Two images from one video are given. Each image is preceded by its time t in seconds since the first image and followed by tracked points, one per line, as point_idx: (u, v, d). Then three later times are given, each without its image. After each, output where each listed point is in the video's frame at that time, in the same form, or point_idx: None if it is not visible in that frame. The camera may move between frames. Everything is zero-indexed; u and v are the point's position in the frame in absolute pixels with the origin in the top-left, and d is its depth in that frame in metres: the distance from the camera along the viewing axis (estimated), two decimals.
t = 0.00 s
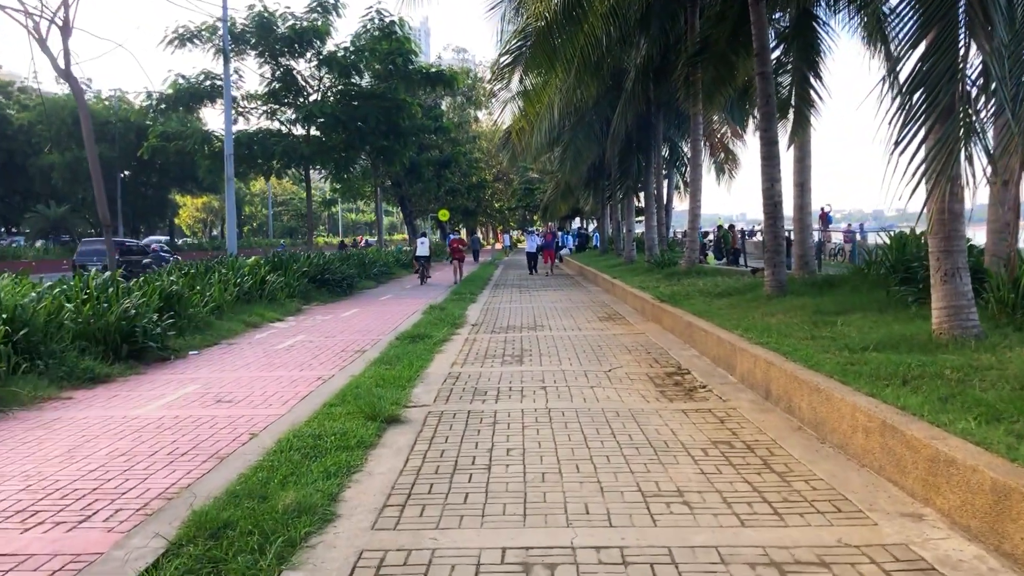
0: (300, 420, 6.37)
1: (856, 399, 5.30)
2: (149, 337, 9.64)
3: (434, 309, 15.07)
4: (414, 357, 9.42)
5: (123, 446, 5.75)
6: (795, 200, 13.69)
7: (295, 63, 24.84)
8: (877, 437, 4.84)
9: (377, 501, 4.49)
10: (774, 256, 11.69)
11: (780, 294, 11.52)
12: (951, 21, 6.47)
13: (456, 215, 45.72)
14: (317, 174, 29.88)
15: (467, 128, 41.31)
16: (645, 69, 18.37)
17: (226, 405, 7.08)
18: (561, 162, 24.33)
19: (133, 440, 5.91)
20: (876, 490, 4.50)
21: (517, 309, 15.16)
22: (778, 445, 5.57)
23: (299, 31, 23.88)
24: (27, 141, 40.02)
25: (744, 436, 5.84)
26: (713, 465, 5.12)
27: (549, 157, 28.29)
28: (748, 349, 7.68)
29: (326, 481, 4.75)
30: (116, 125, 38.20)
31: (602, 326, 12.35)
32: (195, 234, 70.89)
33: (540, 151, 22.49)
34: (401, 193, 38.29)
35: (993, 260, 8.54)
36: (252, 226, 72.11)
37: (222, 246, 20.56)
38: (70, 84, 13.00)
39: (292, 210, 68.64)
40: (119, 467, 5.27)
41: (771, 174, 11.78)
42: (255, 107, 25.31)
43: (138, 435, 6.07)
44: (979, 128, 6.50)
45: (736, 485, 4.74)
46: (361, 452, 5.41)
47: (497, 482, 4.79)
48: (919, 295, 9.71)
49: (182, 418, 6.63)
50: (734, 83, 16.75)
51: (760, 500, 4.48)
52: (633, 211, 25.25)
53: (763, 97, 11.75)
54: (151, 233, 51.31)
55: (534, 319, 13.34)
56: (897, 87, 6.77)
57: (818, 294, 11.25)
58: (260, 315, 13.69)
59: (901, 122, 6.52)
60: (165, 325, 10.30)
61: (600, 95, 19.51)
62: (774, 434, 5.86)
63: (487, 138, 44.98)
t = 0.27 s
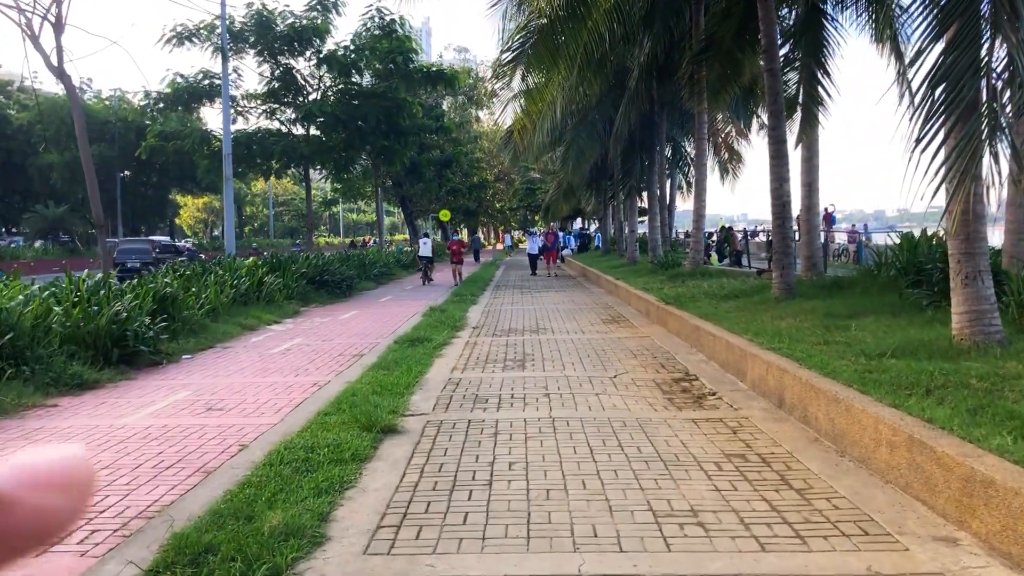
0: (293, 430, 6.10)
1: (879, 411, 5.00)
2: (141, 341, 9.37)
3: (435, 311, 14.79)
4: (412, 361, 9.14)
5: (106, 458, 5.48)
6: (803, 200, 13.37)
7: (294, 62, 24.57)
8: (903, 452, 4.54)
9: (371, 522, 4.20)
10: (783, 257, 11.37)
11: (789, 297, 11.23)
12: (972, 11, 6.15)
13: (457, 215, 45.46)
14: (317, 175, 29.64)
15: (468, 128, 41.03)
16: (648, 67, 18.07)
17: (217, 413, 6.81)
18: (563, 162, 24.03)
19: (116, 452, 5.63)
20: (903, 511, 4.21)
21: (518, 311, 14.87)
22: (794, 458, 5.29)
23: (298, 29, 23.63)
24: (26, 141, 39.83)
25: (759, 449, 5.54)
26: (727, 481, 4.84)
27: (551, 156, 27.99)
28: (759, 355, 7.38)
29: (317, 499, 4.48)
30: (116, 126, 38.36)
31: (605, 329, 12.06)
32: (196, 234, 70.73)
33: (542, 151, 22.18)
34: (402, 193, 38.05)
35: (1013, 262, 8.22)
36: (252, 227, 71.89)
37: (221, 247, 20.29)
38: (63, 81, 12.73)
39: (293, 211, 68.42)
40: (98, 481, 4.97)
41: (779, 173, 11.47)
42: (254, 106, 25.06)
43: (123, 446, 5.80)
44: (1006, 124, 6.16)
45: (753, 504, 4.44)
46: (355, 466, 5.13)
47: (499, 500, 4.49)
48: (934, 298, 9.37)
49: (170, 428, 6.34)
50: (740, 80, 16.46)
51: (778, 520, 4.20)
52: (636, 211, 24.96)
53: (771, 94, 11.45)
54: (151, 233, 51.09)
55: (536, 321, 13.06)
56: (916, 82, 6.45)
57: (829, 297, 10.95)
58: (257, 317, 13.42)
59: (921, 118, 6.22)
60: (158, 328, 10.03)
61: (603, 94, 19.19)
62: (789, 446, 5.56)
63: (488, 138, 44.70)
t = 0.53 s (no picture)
0: (279, 438, 5.79)
1: (901, 419, 4.69)
2: (128, 342, 9.07)
3: (433, 310, 14.48)
4: (408, 364, 8.82)
5: (79, 468, 5.17)
6: (810, 197, 13.04)
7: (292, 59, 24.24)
8: (928, 464, 4.23)
9: (356, 539, 3.91)
10: (791, 256, 11.03)
11: (797, 297, 10.89)
12: None
13: (458, 214, 45.15)
14: (316, 173, 29.33)
15: (469, 126, 40.71)
16: (651, 63, 17.74)
17: (201, 419, 6.50)
18: (564, 160, 23.70)
19: (92, 461, 5.33)
20: (931, 529, 3.89)
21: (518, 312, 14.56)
22: (809, 469, 4.97)
23: (295, 25, 23.28)
24: (24, 140, 39.59)
25: (771, 458, 5.24)
26: (738, 495, 4.53)
27: (552, 154, 27.66)
28: (768, 358, 7.05)
29: (299, 514, 4.18)
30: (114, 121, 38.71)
31: (607, 330, 11.75)
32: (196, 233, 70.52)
33: (543, 148, 21.85)
34: (402, 192, 37.76)
35: None
36: (253, 226, 71.60)
37: (217, 247, 19.99)
38: (52, 76, 12.44)
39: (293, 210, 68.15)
40: (69, 493, 4.67)
41: (787, 169, 11.13)
42: (251, 104, 24.76)
43: (99, 454, 5.50)
44: None
45: (767, 519, 4.14)
46: (342, 477, 4.83)
47: (494, 515, 4.20)
48: (949, 298, 9.03)
49: (151, 434, 6.04)
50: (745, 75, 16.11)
51: (795, 538, 3.90)
52: (638, 210, 24.63)
53: (779, 88, 11.11)
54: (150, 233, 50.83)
55: (536, 322, 12.74)
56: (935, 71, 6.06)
57: (839, 297, 10.61)
58: (251, 317, 13.11)
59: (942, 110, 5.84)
60: (146, 329, 9.73)
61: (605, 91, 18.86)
62: (802, 456, 5.25)
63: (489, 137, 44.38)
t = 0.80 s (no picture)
0: (267, 453, 5.50)
1: (927, 438, 4.38)
2: (117, 348, 8.79)
3: (432, 313, 14.19)
4: (405, 371, 8.52)
5: (54, 487, 4.88)
6: (818, 199, 12.71)
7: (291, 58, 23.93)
8: (960, 489, 3.92)
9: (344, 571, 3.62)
10: (800, 259, 10.71)
11: (806, 302, 10.57)
12: None
13: (459, 215, 44.85)
14: (316, 173, 29.04)
15: (470, 126, 40.39)
16: (655, 61, 17.43)
17: (187, 432, 6.21)
18: (566, 160, 23.39)
19: (68, 479, 5.04)
20: (965, 561, 3.59)
21: (519, 314, 14.25)
22: (830, 489, 4.66)
23: (294, 23, 22.95)
24: (25, 139, 39.35)
25: (787, 477, 4.93)
26: (754, 519, 4.24)
27: (554, 154, 27.33)
28: (780, 367, 6.74)
29: (282, 541, 3.89)
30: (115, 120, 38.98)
31: (611, 335, 11.44)
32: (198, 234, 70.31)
33: (544, 148, 21.53)
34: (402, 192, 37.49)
35: None
36: (254, 227, 71.37)
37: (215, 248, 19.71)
38: (43, 75, 12.16)
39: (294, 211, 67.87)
40: (40, 516, 4.39)
41: (796, 170, 10.79)
42: (250, 104, 24.48)
43: (77, 471, 5.21)
44: None
45: (786, 548, 3.84)
46: (332, 498, 4.54)
47: (493, 543, 3.90)
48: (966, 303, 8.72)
49: (134, 448, 5.76)
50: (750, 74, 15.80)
51: (818, 569, 3.60)
52: (641, 211, 24.30)
53: (787, 87, 10.79)
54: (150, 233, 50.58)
55: (538, 326, 12.43)
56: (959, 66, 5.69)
57: (849, 301, 10.29)
58: (246, 321, 12.83)
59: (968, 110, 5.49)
60: (137, 334, 9.46)
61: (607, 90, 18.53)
62: (820, 474, 4.94)
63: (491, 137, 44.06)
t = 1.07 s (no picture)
0: (255, 461, 5.18)
1: (965, 446, 4.06)
2: (105, 348, 8.48)
3: (433, 313, 13.87)
4: (403, 372, 8.20)
5: (27, 497, 4.56)
6: (828, 195, 12.38)
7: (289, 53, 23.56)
8: (1006, 503, 3.60)
9: None
10: (811, 257, 10.37)
11: (818, 300, 10.25)
12: None
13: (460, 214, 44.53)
14: (315, 171, 28.72)
15: (471, 124, 40.05)
16: (659, 56, 17.10)
17: (173, 437, 5.89)
18: (568, 157, 23.05)
19: (42, 489, 4.71)
20: None
21: (522, 314, 13.92)
22: (858, 501, 4.33)
23: (292, 18, 22.56)
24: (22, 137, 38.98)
25: (811, 488, 4.60)
26: (779, 535, 3.91)
27: (556, 152, 26.99)
28: (797, 369, 6.41)
29: (266, 560, 3.57)
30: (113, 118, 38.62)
31: (616, 335, 11.11)
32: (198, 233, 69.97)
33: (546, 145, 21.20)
34: (403, 190, 37.14)
35: None
36: (254, 226, 71.07)
37: (212, 247, 19.39)
38: (33, 67, 11.83)
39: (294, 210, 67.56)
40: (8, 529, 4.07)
41: (808, 164, 10.45)
42: (248, 100, 24.17)
43: (52, 479, 4.89)
44: None
45: (817, 568, 3.51)
46: (322, 511, 4.22)
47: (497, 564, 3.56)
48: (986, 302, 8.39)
49: (115, 455, 5.43)
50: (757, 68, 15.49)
51: None
52: (645, 209, 23.97)
53: (798, 79, 10.47)
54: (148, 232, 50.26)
55: (541, 326, 12.10)
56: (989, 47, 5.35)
57: (863, 300, 9.96)
58: (242, 321, 12.52)
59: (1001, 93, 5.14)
60: (127, 334, 9.14)
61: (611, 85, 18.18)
62: (847, 484, 4.61)
63: (492, 135, 43.73)
